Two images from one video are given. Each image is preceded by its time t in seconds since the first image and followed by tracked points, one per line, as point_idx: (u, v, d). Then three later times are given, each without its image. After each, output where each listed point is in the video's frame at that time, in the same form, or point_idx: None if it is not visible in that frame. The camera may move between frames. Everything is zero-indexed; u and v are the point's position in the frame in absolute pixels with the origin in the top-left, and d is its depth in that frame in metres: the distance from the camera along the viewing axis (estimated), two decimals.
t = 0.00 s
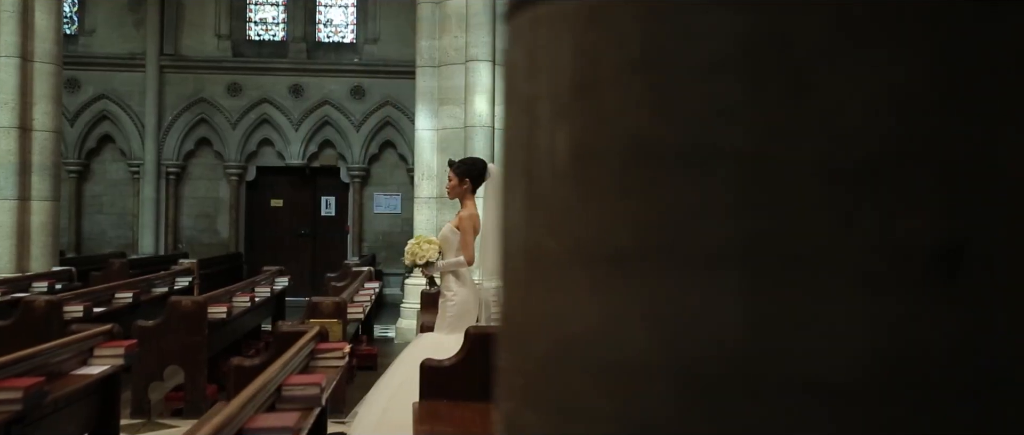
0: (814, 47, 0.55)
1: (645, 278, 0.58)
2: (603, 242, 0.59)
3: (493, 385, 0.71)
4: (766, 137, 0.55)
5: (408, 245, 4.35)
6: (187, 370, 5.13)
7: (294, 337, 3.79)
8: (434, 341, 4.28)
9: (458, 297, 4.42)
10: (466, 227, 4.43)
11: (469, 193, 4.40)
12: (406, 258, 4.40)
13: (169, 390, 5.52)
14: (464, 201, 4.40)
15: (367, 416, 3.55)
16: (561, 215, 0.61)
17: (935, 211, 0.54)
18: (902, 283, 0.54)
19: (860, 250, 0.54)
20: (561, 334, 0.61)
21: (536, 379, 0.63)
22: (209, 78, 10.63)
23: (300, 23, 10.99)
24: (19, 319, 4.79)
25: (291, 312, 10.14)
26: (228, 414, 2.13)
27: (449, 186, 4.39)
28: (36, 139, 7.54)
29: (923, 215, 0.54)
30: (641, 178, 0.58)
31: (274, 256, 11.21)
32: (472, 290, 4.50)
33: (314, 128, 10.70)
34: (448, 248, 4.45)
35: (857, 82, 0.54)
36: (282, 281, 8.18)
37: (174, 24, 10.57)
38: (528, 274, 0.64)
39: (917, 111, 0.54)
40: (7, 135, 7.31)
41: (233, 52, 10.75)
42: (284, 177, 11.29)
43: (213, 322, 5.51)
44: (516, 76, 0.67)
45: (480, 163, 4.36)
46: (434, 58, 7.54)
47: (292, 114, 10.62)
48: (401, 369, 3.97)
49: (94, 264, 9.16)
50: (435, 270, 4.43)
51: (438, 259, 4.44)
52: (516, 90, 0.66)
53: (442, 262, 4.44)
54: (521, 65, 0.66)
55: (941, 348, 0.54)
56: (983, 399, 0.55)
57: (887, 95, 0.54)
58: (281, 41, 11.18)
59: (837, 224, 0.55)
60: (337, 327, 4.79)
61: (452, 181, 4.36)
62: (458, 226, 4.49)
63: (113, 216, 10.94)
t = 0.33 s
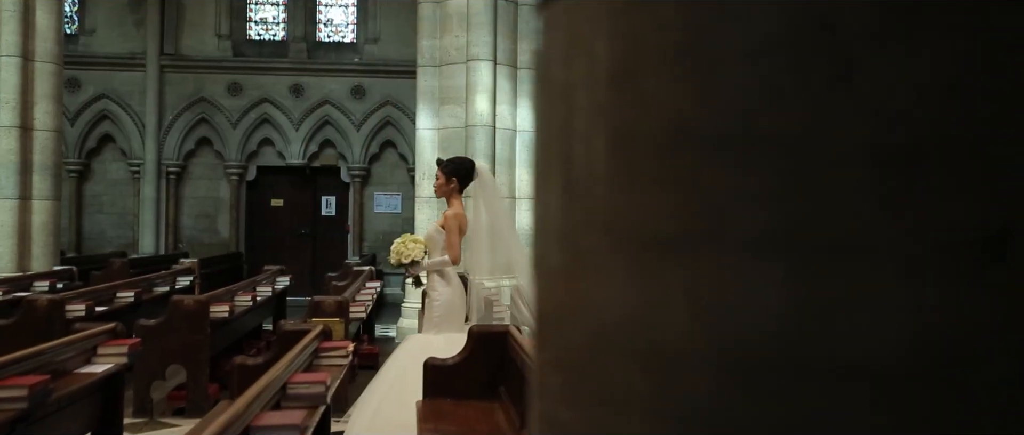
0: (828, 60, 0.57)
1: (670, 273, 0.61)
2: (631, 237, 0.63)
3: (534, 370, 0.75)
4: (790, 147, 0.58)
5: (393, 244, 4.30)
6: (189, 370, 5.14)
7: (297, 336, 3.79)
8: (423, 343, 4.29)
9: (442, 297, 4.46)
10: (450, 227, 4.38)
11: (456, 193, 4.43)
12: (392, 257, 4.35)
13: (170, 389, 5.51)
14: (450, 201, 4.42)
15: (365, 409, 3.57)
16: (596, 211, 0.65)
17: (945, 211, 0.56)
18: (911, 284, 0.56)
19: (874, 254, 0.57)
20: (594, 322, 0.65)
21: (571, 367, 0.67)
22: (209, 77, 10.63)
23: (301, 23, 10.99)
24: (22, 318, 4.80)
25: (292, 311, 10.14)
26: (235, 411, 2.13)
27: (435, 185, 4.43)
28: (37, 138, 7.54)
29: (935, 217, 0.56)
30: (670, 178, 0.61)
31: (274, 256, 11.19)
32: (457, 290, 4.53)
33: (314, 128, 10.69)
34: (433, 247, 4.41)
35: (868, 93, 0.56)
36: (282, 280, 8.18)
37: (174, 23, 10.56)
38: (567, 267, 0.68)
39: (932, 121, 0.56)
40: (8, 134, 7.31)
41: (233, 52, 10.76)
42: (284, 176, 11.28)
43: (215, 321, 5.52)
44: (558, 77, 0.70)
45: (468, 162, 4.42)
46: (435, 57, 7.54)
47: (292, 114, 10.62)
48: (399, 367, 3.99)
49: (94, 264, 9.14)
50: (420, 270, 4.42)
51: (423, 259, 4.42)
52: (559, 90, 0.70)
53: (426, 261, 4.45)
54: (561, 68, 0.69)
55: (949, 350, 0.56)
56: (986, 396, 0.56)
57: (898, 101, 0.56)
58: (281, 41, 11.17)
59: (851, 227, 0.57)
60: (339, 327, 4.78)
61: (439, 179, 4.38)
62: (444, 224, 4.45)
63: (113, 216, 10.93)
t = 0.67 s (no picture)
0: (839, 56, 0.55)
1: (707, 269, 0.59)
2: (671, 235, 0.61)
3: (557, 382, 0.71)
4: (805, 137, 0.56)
5: (375, 241, 4.34)
6: (191, 369, 5.13)
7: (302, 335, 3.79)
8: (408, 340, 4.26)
9: (424, 294, 4.48)
10: (434, 225, 4.36)
11: (441, 192, 4.44)
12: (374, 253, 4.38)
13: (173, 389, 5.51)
14: (436, 199, 4.42)
15: (352, 407, 3.56)
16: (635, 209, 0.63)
17: (945, 212, 0.53)
18: (917, 290, 0.54)
19: (871, 249, 0.55)
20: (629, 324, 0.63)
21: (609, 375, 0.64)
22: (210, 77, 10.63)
23: (301, 23, 10.97)
24: (25, 317, 4.80)
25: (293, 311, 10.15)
26: (243, 410, 2.13)
27: (420, 184, 4.40)
28: (39, 138, 7.53)
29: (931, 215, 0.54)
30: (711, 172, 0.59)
31: (274, 256, 11.18)
32: (439, 288, 4.55)
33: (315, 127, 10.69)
34: (416, 245, 4.44)
35: (863, 92, 0.55)
36: (283, 279, 8.18)
37: (174, 23, 10.55)
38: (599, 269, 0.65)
39: (934, 119, 0.53)
40: (10, 134, 7.31)
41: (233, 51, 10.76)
42: (285, 176, 11.27)
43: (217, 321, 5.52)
44: (590, 77, 0.68)
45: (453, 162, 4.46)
46: (436, 56, 7.53)
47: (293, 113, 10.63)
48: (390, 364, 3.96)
49: (96, 263, 9.13)
50: (402, 267, 4.44)
51: (403, 257, 4.42)
52: (590, 86, 0.67)
53: (408, 259, 4.44)
54: (595, 65, 0.67)
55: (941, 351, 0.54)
56: (986, 397, 0.53)
57: (899, 98, 0.54)
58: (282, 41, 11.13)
59: (850, 229, 0.55)
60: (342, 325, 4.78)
61: (424, 177, 4.39)
62: (426, 223, 4.46)
63: (114, 215, 10.91)
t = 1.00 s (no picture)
0: (878, 49, 0.52)
1: (739, 250, 0.59)
2: (708, 219, 0.62)
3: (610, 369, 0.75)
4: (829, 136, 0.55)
5: (370, 242, 4.38)
6: (195, 368, 5.14)
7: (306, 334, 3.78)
8: (401, 336, 4.21)
9: (421, 292, 4.44)
10: (428, 223, 4.39)
11: (432, 188, 4.50)
12: (371, 253, 4.43)
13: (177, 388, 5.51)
14: (428, 197, 4.48)
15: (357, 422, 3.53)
16: (673, 195, 0.64)
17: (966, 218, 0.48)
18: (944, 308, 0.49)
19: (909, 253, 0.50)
20: (669, 308, 0.65)
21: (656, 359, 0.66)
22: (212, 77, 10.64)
23: (302, 22, 10.96)
24: (30, 315, 4.81)
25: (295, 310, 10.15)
26: (252, 406, 2.13)
27: (414, 181, 4.49)
28: (42, 137, 7.52)
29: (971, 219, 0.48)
30: (747, 157, 0.60)
31: (276, 255, 11.18)
32: (434, 286, 4.53)
33: (316, 126, 10.69)
34: (411, 244, 4.44)
35: (899, 80, 0.51)
36: (286, 279, 8.17)
37: (176, 23, 10.56)
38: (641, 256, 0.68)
39: (969, 111, 0.49)
40: (13, 133, 7.32)
41: (235, 51, 10.77)
42: (287, 176, 11.26)
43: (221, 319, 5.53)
44: (631, 73, 0.71)
45: (443, 160, 4.56)
46: (438, 56, 7.52)
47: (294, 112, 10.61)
48: (389, 363, 3.95)
49: (97, 263, 9.14)
50: (398, 267, 4.46)
51: (400, 256, 4.45)
52: (633, 85, 0.70)
53: (403, 258, 4.44)
54: (634, 62, 0.70)
55: (972, 362, 0.48)
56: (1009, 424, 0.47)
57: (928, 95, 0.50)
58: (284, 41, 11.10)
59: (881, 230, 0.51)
60: (346, 324, 4.78)
61: (416, 176, 4.49)
62: (421, 223, 4.48)
63: (117, 215, 10.92)
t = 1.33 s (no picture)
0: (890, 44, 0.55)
1: (781, 239, 0.60)
2: (751, 206, 0.62)
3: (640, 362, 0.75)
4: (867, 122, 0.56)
5: (365, 240, 4.30)
6: (199, 367, 5.14)
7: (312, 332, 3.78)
8: (398, 334, 4.23)
9: (416, 291, 4.45)
10: (425, 223, 4.45)
11: (426, 188, 4.56)
12: (365, 254, 4.36)
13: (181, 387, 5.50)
14: (421, 196, 4.54)
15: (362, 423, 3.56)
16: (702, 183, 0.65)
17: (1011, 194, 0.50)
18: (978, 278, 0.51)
19: (957, 236, 0.52)
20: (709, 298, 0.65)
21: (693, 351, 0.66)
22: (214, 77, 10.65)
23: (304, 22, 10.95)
24: (36, 313, 4.82)
25: (296, 310, 10.12)
26: (260, 404, 2.12)
27: (407, 180, 4.54)
28: (44, 136, 7.51)
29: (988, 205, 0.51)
30: (790, 144, 0.60)
31: (277, 254, 11.16)
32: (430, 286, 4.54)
33: (319, 126, 10.69)
34: (407, 244, 4.45)
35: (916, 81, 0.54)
36: (290, 279, 8.16)
37: (179, 23, 10.58)
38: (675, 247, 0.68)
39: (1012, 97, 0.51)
40: (16, 133, 7.34)
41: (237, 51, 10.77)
42: (289, 175, 11.25)
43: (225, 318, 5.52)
44: (662, 65, 0.71)
45: (438, 159, 4.59)
46: (441, 56, 7.62)
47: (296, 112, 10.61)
48: (394, 363, 3.96)
49: (100, 262, 9.14)
50: (394, 267, 4.44)
51: (395, 256, 4.41)
52: (663, 80, 0.71)
53: (399, 258, 4.43)
54: (668, 53, 0.70)
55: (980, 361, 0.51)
56: None
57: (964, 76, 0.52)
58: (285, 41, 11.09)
59: (922, 221, 0.53)
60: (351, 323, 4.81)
61: (410, 174, 4.53)
62: (417, 222, 4.50)
63: (119, 214, 10.91)
